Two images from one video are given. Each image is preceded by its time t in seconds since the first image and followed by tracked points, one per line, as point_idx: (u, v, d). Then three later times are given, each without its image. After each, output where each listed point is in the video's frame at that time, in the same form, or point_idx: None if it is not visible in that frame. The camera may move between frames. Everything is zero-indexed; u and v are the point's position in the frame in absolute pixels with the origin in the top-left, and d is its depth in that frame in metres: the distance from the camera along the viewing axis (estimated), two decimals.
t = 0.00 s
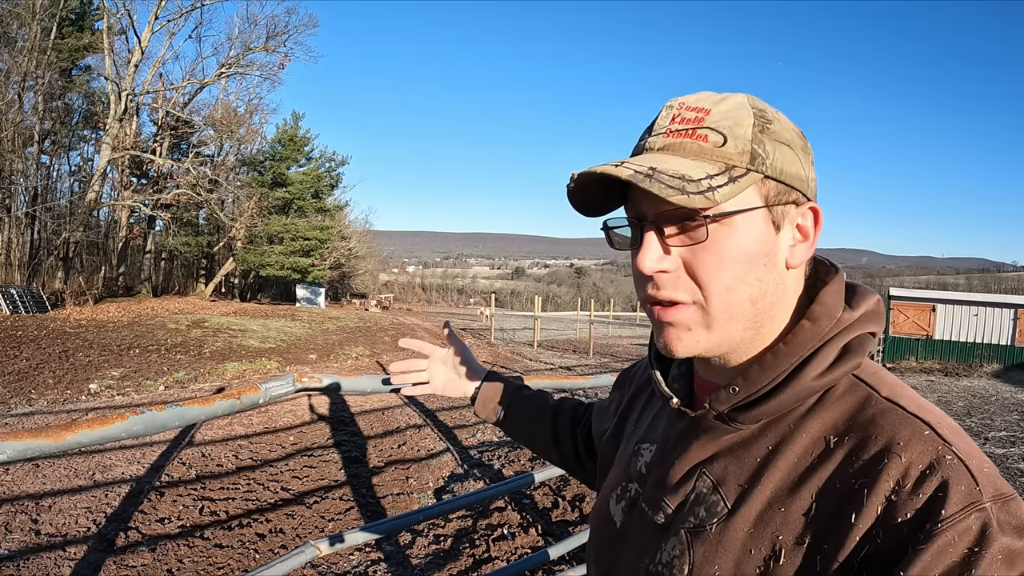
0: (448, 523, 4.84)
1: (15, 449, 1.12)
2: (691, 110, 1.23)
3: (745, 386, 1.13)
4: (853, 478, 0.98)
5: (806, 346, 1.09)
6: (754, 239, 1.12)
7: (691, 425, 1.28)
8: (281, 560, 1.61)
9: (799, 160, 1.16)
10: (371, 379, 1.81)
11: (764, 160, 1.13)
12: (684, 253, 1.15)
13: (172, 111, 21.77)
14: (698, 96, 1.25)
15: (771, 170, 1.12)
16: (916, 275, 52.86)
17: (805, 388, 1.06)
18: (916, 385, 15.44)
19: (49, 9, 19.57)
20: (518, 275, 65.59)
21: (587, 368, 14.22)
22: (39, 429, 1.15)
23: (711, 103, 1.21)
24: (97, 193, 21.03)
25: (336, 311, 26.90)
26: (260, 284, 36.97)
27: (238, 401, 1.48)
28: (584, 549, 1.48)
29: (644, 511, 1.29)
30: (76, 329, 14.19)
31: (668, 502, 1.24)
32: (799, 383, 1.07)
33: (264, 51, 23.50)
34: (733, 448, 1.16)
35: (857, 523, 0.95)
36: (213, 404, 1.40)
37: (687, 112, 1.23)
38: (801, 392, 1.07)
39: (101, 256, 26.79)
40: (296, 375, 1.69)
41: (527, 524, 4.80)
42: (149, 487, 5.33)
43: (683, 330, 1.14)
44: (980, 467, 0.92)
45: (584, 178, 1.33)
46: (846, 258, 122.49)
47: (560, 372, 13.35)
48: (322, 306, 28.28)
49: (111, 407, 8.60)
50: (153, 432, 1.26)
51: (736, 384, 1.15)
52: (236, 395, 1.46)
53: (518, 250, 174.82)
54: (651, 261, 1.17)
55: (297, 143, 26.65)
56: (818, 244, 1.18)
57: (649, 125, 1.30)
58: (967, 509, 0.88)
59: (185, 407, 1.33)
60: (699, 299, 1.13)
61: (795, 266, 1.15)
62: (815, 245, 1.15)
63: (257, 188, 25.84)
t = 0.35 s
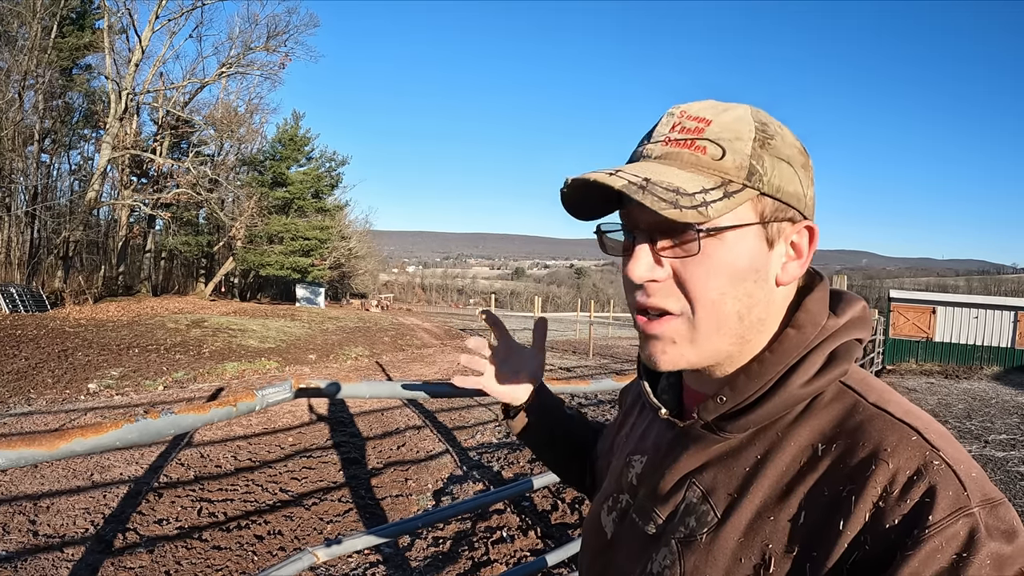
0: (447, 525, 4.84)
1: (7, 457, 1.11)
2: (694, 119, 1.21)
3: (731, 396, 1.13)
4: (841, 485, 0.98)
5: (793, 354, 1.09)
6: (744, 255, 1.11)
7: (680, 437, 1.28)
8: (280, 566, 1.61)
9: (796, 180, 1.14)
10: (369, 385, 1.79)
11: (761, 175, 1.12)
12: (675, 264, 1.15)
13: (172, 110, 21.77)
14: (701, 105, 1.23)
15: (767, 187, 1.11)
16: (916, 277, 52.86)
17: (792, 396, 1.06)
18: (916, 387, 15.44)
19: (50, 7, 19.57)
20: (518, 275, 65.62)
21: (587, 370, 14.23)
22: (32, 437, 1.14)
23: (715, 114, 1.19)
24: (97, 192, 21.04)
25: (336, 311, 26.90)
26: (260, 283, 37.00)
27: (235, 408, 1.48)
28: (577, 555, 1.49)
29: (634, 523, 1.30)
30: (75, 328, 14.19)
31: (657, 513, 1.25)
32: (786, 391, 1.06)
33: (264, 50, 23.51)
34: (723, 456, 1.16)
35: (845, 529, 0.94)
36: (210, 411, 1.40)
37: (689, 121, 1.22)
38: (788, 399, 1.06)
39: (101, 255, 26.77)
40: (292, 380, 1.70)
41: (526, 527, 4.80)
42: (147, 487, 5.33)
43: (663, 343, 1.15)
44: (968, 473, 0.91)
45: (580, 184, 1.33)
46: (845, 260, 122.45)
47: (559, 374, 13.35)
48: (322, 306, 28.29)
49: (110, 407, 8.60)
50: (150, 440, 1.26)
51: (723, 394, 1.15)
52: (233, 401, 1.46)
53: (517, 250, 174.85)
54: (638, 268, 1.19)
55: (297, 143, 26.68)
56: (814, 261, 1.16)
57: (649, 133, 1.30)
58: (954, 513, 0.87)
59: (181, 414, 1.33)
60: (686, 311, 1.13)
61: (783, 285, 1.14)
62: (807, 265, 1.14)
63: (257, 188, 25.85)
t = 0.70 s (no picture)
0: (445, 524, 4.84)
1: (4, 460, 1.11)
2: (671, 128, 1.24)
3: (729, 403, 1.14)
4: (838, 490, 0.98)
5: (791, 359, 1.09)
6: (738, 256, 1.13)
7: (682, 443, 1.28)
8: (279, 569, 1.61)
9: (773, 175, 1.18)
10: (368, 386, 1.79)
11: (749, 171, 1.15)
12: (674, 268, 1.15)
13: (171, 109, 21.77)
14: (674, 118, 1.27)
15: (751, 182, 1.14)
16: (914, 277, 52.92)
17: (791, 401, 1.06)
18: (915, 387, 15.45)
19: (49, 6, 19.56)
20: (517, 275, 65.65)
21: (586, 369, 14.23)
22: (28, 441, 1.13)
23: (687, 123, 1.23)
24: (96, 191, 21.01)
25: (334, 310, 26.90)
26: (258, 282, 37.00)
27: (234, 409, 1.47)
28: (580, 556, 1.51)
29: (638, 527, 1.31)
30: (74, 327, 14.18)
31: (659, 517, 1.25)
32: (785, 396, 1.06)
33: (263, 50, 23.52)
34: (723, 462, 1.16)
35: (841, 535, 0.94)
36: (210, 413, 1.39)
37: (666, 131, 1.24)
38: (787, 405, 1.06)
39: (99, 254, 26.72)
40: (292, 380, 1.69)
41: (525, 527, 4.79)
42: (145, 487, 5.32)
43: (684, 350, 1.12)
44: (965, 477, 0.91)
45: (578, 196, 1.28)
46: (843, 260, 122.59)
47: (557, 373, 13.35)
48: (321, 306, 28.29)
49: (108, 406, 8.58)
50: (145, 442, 1.25)
51: (722, 401, 1.15)
52: (232, 403, 1.45)
53: (516, 250, 174.88)
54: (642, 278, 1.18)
55: (296, 142, 26.68)
56: (797, 254, 1.19)
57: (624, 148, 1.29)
58: (950, 518, 0.86)
59: (180, 416, 1.33)
60: (692, 317, 1.12)
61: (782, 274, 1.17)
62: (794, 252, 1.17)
63: (256, 187, 25.83)
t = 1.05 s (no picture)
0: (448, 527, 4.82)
1: None
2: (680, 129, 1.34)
3: (753, 381, 1.15)
4: (850, 471, 0.97)
5: (812, 340, 1.09)
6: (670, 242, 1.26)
7: (709, 425, 1.29)
8: None
9: (715, 177, 1.17)
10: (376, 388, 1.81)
11: (678, 172, 1.24)
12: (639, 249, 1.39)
13: (170, 108, 21.72)
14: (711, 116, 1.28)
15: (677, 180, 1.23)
16: (914, 276, 52.85)
17: (810, 382, 1.06)
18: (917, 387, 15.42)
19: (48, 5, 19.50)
20: (516, 275, 65.65)
21: (587, 369, 14.22)
22: (12, 452, 1.10)
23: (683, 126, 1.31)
24: (95, 191, 20.97)
25: (334, 310, 26.86)
26: (257, 282, 36.98)
27: (235, 414, 1.47)
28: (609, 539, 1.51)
29: (663, 506, 1.30)
30: (72, 327, 14.15)
31: (680, 494, 1.25)
32: (805, 375, 1.06)
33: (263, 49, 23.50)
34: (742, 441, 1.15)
35: (851, 516, 0.93)
36: (207, 419, 1.38)
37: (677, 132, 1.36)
38: (809, 383, 1.06)
39: (98, 254, 26.65)
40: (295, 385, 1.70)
41: (530, 530, 4.76)
42: (143, 490, 5.30)
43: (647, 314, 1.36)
44: (982, 466, 0.90)
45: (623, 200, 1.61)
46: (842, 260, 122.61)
47: (558, 373, 13.33)
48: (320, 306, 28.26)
49: (106, 407, 8.55)
50: (139, 451, 1.24)
51: (746, 380, 1.16)
52: (233, 408, 1.46)
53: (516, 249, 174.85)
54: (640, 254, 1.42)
55: (295, 141, 26.61)
56: (738, 247, 1.18)
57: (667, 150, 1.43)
58: (965, 509, 0.86)
59: (176, 423, 1.31)
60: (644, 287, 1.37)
61: (708, 268, 1.20)
62: (726, 250, 1.18)
63: (255, 187, 25.78)
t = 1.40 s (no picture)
0: (451, 537, 4.79)
1: None
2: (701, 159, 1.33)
3: (779, 403, 1.14)
4: (868, 502, 0.95)
5: (840, 367, 1.08)
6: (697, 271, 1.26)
7: (736, 441, 1.27)
8: None
9: (732, 210, 1.17)
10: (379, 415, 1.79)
11: (696, 205, 1.23)
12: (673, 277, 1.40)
13: (167, 108, 21.64)
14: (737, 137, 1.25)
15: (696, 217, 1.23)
16: (913, 276, 52.86)
17: (836, 409, 1.05)
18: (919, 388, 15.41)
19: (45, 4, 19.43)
20: (514, 274, 65.61)
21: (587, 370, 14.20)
22: None
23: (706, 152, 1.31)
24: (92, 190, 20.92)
25: (332, 310, 26.81)
26: (255, 282, 36.91)
27: (220, 452, 1.46)
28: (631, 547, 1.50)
29: (685, 520, 1.29)
30: (69, 328, 14.10)
31: (703, 508, 1.24)
32: (831, 402, 1.05)
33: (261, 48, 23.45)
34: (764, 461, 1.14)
35: (864, 547, 0.92)
36: (186, 459, 1.37)
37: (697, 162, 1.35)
38: (832, 411, 1.05)
39: (95, 253, 26.59)
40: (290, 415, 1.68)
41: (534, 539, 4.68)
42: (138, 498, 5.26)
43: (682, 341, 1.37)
44: (1007, 507, 0.89)
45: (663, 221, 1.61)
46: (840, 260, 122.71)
47: (558, 374, 13.31)
48: (318, 305, 28.21)
49: (102, 410, 8.50)
50: (104, 501, 1.20)
51: (772, 402, 1.16)
52: (216, 446, 1.44)
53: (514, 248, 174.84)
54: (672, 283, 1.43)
55: (293, 140, 26.54)
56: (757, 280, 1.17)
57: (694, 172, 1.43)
58: (983, 551, 0.84)
59: (150, 467, 1.29)
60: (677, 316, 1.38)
61: (733, 300, 1.20)
62: (747, 286, 1.17)
63: (253, 186, 25.71)
